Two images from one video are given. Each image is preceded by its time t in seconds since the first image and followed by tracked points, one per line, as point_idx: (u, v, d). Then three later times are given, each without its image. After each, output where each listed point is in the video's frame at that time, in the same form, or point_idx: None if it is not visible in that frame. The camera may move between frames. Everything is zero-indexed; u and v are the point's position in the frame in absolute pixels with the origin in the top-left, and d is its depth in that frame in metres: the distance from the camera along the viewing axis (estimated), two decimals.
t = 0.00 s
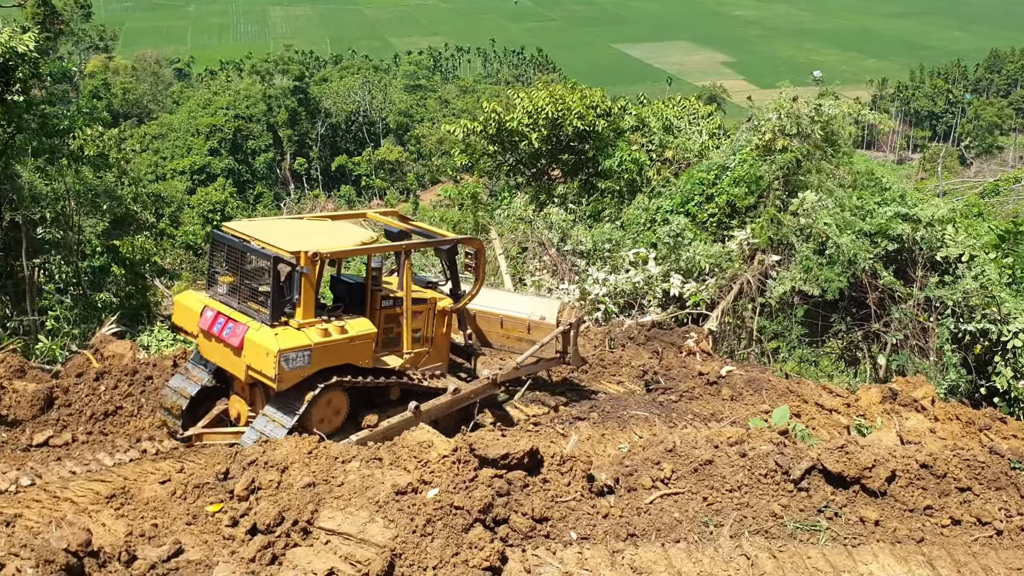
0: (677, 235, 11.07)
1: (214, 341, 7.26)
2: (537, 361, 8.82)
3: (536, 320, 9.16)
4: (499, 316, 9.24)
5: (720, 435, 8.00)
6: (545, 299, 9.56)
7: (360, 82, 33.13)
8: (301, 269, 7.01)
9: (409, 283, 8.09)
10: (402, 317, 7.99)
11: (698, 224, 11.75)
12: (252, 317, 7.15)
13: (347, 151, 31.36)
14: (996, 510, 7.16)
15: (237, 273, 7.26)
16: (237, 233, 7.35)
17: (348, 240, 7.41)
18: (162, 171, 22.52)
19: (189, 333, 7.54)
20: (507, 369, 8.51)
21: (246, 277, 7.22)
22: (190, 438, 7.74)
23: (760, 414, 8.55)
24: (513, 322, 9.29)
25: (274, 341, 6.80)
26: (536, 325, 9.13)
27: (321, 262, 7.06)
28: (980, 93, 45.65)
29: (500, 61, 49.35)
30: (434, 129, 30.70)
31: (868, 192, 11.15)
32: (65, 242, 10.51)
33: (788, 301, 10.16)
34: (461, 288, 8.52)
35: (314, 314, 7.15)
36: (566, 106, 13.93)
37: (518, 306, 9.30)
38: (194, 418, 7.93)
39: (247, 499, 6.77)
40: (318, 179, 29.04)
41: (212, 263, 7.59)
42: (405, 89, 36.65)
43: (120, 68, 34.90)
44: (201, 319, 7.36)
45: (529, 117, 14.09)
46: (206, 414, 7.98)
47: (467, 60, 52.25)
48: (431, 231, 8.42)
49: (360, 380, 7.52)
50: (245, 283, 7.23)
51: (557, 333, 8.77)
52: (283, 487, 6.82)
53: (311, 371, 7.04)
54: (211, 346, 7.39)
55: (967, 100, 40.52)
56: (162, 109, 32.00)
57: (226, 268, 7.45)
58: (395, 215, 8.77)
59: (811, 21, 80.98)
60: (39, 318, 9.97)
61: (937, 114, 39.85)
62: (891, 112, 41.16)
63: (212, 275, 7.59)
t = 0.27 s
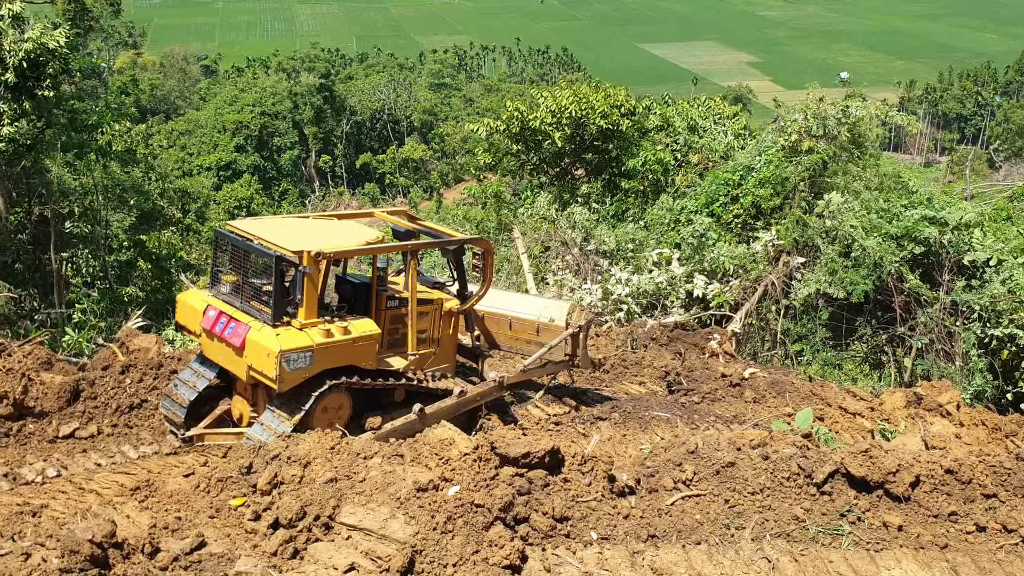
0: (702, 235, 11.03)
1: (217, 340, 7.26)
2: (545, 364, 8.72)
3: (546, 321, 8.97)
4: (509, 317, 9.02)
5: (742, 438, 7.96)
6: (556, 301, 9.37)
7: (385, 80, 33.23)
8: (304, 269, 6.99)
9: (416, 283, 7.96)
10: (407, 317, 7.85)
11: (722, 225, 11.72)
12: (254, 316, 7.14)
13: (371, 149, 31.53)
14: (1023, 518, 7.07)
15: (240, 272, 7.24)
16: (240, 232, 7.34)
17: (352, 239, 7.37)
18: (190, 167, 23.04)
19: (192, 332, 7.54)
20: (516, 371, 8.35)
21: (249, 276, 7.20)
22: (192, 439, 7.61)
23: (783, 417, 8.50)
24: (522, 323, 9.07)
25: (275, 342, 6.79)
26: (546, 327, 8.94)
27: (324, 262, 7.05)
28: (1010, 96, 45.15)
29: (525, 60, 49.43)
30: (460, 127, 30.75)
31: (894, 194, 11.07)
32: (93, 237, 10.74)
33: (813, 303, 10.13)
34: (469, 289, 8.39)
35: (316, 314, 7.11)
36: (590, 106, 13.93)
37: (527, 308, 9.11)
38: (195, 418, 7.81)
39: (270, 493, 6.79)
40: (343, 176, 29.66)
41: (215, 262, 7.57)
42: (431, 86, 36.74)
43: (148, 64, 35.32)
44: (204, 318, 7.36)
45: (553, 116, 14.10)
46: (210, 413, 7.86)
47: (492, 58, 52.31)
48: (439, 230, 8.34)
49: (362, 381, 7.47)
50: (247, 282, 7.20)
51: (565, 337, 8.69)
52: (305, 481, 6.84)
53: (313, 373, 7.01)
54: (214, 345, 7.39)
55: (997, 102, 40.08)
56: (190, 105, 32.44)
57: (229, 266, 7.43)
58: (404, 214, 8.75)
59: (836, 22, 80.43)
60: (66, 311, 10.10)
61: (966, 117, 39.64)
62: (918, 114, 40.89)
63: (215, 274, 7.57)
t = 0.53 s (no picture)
0: (732, 233, 10.96)
1: (228, 340, 7.30)
2: (561, 367, 8.65)
3: (560, 324, 8.91)
4: (523, 319, 9.01)
5: (773, 438, 7.91)
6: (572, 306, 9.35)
7: (416, 77, 33.36)
8: (314, 268, 6.99)
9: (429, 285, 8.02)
10: (420, 319, 7.94)
11: (753, 224, 11.56)
12: (264, 316, 7.16)
13: (401, 147, 31.70)
14: None
15: (251, 271, 7.29)
16: (251, 231, 7.39)
17: (364, 239, 7.35)
18: (224, 165, 23.79)
19: (205, 330, 7.60)
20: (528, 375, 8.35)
21: (259, 275, 7.24)
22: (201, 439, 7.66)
23: (815, 417, 8.44)
24: (537, 326, 9.04)
25: (284, 342, 6.77)
26: (560, 329, 8.88)
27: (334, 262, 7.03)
28: None
29: (557, 57, 49.44)
30: (490, 124, 30.76)
31: (930, 193, 10.94)
32: (127, 234, 11.09)
33: (845, 303, 10.09)
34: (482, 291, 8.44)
35: (326, 315, 7.11)
36: (620, 103, 13.90)
37: (543, 310, 9.08)
38: (206, 418, 7.88)
39: (300, 488, 6.82)
40: (374, 174, 30.16)
41: (227, 261, 7.64)
42: (462, 84, 36.83)
43: (183, 63, 35.92)
44: (217, 317, 7.41)
45: (583, 114, 14.07)
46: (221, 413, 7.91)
47: (524, 55, 52.37)
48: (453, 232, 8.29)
49: (372, 382, 7.46)
50: (257, 280, 7.24)
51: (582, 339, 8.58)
52: (335, 477, 6.88)
53: (321, 373, 6.99)
54: (225, 344, 7.43)
55: None
56: (225, 103, 33.01)
57: (241, 266, 7.48)
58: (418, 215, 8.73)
59: (868, 18, 79.48)
60: (101, 306, 10.28)
61: (1002, 115, 38.85)
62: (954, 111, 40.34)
63: (228, 273, 7.65)
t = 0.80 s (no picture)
0: (750, 232, 10.91)
1: (221, 338, 7.27)
2: (561, 370, 8.54)
3: (561, 327, 8.88)
4: (525, 321, 9.01)
5: (789, 438, 7.87)
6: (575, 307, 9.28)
7: (434, 73, 33.40)
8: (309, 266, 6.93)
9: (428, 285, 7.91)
10: (418, 319, 7.84)
11: (772, 223, 11.57)
12: (258, 314, 7.12)
13: (419, 143, 31.78)
14: None
15: (247, 269, 7.22)
16: (247, 227, 7.34)
17: (361, 238, 7.26)
18: (242, 161, 24.06)
19: (198, 328, 7.57)
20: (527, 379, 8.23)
21: (255, 273, 7.18)
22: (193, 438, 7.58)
23: (831, 417, 8.40)
24: (538, 328, 9.02)
25: (277, 341, 6.74)
26: (561, 332, 8.85)
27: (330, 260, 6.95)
28: None
29: (574, 54, 49.37)
30: (508, 121, 30.74)
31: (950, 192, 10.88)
32: (145, 228, 11.59)
33: (863, 303, 10.07)
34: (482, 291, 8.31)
35: (320, 314, 7.07)
36: (638, 100, 13.87)
37: (545, 312, 9.05)
38: (200, 416, 7.74)
39: (316, 482, 6.85)
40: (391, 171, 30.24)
41: (222, 258, 7.59)
42: (479, 80, 36.84)
43: (203, 58, 36.20)
44: (210, 315, 7.38)
45: (601, 111, 14.07)
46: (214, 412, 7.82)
47: (541, 52, 52.32)
48: (454, 231, 8.16)
49: (367, 383, 7.40)
50: (253, 279, 7.18)
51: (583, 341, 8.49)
52: (351, 472, 6.91)
53: (316, 374, 6.96)
54: (219, 342, 7.40)
55: None
56: (243, 98, 33.25)
57: (236, 263, 7.42)
58: (420, 213, 8.63)
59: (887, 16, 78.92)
60: (120, 300, 10.39)
61: None
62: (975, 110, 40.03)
63: (222, 271, 7.59)
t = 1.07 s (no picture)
0: (759, 231, 10.89)
1: (206, 338, 7.22)
2: (554, 373, 8.44)
3: (555, 330, 8.80)
4: (518, 324, 8.91)
5: (797, 437, 7.85)
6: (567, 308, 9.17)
7: (443, 71, 33.42)
8: (295, 266, 6.85)
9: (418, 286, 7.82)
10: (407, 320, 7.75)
11: (781, 222, 11.54)
12: (243, 314, 7.07)
13: (428, 141, 31.83)
14: None
15: (232, 268, 7.16)
16: (233, 226, 7.28)
17: (349, 237, 7.18)
18: (252, 157, 24.17)
19: (184, 327, 7.52)
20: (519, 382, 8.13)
21: (241, 272, 7.11)
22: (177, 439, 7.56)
23: (839, 417, 8.38)
24: (531, 330, 8.94)
25: (261, 341, 6.68)
26: (555, 336, 8.77)
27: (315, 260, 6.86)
28: None
29: (583, 52, 49.35)
30: (517, 119, 30.74)
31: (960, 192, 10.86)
32: (155, 223, 11.76)
33: (872, 302, 10.07)
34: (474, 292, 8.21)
35: (306, 314, 7.01)
36: (649, 99, 13.90)
37: (537, 314, 8.93)
38: (185, 415, 7.80)
39: (324, 479, 6.87)
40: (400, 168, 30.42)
41: (208, 256, 7.52)
42: (488, 78, 36.86)
43: (212, 55, 36.32)
44: (196, 314, 7.34)
45: (611, 109, 14.09)
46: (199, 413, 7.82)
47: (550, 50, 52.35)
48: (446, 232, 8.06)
49: (353, 385, 7.31)
50: (239, 278, 7.12)
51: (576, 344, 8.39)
52: (358, 469, 6.93)
53: (300, 375, 6.89)
54: (204, 342, 7.36)
55: None
56: (253, 95, 33.37)
57: (223, 262, 7.35)
58: (413, 214, 8.55)
59: (897, 15, 78.62)
60: (129, 296, 10.44)
61: None
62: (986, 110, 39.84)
63: (209, 270, 7.53)
